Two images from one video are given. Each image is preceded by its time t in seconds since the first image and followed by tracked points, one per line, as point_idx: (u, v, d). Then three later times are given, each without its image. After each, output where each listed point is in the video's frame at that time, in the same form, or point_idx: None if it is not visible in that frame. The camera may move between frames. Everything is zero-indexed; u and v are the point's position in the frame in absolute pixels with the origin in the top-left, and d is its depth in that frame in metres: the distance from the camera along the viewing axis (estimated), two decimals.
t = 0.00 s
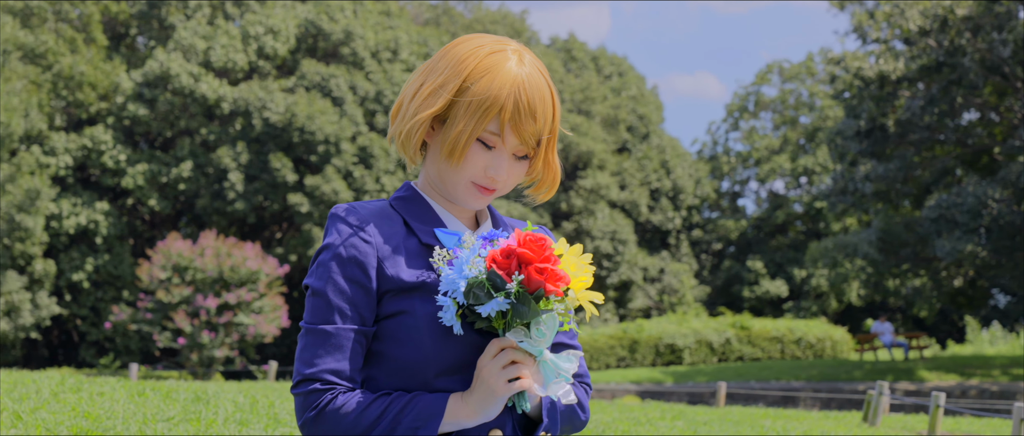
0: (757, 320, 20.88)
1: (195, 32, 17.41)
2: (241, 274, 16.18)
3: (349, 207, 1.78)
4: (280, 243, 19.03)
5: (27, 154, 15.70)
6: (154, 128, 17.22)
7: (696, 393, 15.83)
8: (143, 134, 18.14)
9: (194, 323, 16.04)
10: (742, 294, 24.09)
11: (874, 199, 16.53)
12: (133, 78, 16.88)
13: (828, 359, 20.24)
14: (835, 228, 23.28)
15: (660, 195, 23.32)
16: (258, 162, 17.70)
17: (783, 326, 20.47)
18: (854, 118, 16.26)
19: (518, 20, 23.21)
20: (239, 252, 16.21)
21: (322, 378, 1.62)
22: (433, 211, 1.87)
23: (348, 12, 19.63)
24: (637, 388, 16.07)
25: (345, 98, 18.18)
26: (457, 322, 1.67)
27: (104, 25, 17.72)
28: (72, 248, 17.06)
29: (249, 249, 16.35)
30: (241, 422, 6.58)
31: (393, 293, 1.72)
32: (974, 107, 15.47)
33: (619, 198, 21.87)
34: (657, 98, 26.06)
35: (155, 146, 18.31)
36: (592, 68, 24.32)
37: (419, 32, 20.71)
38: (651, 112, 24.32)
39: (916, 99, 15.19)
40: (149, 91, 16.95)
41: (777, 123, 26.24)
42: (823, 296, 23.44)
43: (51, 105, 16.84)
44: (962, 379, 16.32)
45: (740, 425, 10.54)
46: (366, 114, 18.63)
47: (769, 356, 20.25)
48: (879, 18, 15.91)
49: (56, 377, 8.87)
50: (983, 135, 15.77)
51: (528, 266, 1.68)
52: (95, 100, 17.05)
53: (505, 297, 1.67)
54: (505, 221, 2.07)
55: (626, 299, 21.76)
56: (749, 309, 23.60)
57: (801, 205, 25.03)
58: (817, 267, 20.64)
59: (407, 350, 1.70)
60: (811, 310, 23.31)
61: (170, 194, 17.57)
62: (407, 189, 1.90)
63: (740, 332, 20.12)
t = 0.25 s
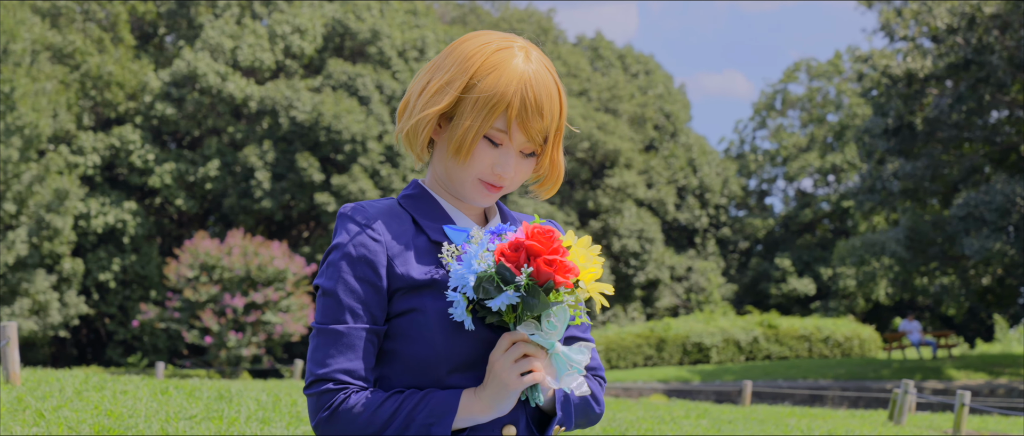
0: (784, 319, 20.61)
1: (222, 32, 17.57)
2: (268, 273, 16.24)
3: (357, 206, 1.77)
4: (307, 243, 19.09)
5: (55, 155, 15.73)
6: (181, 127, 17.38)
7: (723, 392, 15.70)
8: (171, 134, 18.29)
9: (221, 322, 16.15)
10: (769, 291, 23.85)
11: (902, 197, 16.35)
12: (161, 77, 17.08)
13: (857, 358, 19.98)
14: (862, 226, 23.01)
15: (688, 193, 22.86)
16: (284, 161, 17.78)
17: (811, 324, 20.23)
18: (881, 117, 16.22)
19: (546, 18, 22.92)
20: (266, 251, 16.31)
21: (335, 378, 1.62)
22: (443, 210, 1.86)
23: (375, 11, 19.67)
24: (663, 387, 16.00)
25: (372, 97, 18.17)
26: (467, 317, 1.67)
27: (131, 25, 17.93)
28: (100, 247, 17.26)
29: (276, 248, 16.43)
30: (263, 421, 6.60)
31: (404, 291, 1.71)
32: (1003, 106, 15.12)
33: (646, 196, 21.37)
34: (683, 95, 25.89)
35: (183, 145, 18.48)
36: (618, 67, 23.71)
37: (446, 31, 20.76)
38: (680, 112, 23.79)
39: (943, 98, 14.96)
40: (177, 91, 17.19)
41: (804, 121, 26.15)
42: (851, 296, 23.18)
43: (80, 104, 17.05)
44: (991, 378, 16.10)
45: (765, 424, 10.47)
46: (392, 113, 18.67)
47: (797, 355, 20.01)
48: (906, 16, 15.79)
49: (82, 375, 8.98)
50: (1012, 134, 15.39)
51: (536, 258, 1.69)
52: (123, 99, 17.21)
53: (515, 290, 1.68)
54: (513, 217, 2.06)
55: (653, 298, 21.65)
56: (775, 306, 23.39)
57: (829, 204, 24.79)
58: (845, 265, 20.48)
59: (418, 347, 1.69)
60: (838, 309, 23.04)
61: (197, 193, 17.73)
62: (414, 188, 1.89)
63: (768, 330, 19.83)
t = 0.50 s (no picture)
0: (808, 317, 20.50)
1: (245, 31, 17.64)
2: (291, 272, 16.27)
3: (364, 207, 1.77)
4: (329, 242, 19.14)
5: (78, 156, 15.82)
6: (204, 126, 17.48)
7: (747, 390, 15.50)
8: (193, 133, 18.41)
9: (244, 321, 16.19)
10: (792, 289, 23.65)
11: (925, 195, 16.20)
12: (184, 77, 17.17)
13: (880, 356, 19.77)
14: (885, 224, 22.79)
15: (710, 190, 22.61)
16: (307, 160, 17.84)
17: (835, 323, 20.00)
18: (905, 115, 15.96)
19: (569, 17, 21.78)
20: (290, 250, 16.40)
21: (342, 381, 1.62)
22: (449, 211, 1.85)
23: (397, 11, 19.67)
24: (686, 385, 15.90)
25: (394, 96, 18.25)
26: (474, 318, 1.68)
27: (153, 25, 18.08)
28: (123, 247, 17.41)
29: (298, 247, 16.52)
30: (281, 419, 6.62)
31: (410, 292, 1.71)
32: None
33: (668, 194, 21.07)
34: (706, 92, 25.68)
35: (206, 144, 18.59)
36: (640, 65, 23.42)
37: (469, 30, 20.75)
38: (702, 109, 23.42)
39: (967, 95, 14.79)
40: (200, 90, 17.26)
41: (827, 119, 25.92)
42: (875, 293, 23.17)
43: (104, 104, 17.23)
44: (1017, 377, 15.89)
45: (786, 422, 10.39)
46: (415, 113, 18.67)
47: (820, 354, 19.80)
48: (929, 13, 15.62)
49: (101, 374, 9.05)
50: None
51: (542, 259, 1.69)
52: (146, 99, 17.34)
53: (522, 291, 1.68)
54: (519, 214, 2.06)
55: (675, 297, 21.52)
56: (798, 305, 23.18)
57: (851, 202, 24.61)
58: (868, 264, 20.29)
59: (425, 349, 1.69)
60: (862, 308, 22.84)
61: (220, 192, 17.84)
62: (418, 187, 1.88)
63: (791, 329, 19.67)
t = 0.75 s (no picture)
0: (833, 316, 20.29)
1: (269, 31, 17.71)
2: (316, 271, 16.40)
3: (372, 209, 1.77)
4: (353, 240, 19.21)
5: (103, 156, 15.98)
6: (229, 126, 17.62)
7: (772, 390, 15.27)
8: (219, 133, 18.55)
9: (269, 320, 16.24)
10: (817, 289, 23.46)
11: (951, 194, 16.08)
12: (209, 77, 17.27)
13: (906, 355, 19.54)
14: (910, 223, 22.55)
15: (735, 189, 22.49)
16: (332, 159, 17.92)
17: (860, 322, 19.79)
18: (930, 114, 15.76)
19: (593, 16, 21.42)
20: (314, 249, 16.50)
21: (350, 385, 1.63)
22: (458, 212, 1.85)
23: (421, 10, 19.57)
24: (710, 384, 15.81)
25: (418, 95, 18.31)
26: (482, 322, 1.68)
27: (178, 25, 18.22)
28: (149, 246, 17.60)
29: (323, 246, 16.66)
30: (302, 418, 6.67)
31: (418, 296, 1.71)
32: None
33: (693, 192, 20.89)
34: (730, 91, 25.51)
35: (231, 143, 18.74)
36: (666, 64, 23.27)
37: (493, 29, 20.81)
38: (726, 108, 23.12)
39: (993, 94, 14.61)
40: (224, 90, 17.28)
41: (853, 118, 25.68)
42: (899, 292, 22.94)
43: (129, 104, 17.40)
44: None
45: (808, 421, 10.30)
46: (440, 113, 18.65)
47: (846, 353, 19.62)
48: (955, 11, 15.42)
49: (122, 373, 9.15)
50: None
51: (550, 265, 1.69)
52: (171, 98, 17.47)
53: (530, 296, 1.68)
54: (528, 212, 2.06)
55: (700, 296, 21.41)
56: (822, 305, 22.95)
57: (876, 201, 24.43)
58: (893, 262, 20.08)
59: (434, 352, 1.70)
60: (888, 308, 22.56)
61: (245, 191, 17.98)
62: (427, 188, 1.88)
63: (816, 328, 19.48)
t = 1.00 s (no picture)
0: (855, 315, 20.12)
1: (290, 31, 17.75)
2: (337, 271, 16.32)
3: (391, 208, 1.77)
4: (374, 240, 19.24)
5: (124, 156, 16.11)
6: (250, 126, 17.71)
7: (793, 390, 15.16)
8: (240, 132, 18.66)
9: (290, 320, 16.24)
10: (837, 290, 23.24)
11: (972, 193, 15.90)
12: (230, 76, 17.32)
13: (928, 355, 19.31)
14: (933, 221, 22.31)
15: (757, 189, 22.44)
16: (353, 159, 17.95)
17: (882, 321, 19.59)
18: (952, 113, 15.58)
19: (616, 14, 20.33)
20: (336, 249, 16.52)
21: (362, 385, 1.64)
22: (475, 212, 1.84)
23: (441, 10, 19.66)
24: (731, 384, 15.71)
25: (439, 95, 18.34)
26: (495, 329, 1.67)
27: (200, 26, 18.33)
28: (171, 246, 17.76)
29: (344, 246, 16.63)
30: (320, 417, 6.69)
31: (434, 299, 1.71)
32: None
33: (714, 191, 20.78)
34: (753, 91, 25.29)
35: (253, 143, 18.85)
36: (686, 63, 23.10)
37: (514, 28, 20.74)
38: (747, 107, 22.86)
39: (1016, 92, 14.43)
40: (246, 90, 17.40)
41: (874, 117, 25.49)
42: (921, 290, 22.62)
43: (151, 104, 17.53)
44: None
45: (828, 420, 10.21)
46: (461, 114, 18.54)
47: (868, 352, 19.47)
48: (977, 9, 15.23)
49: (141, 371, 9.26)
50: None
51: (565, 277, 1.67)
52: (193, 98, 17.59)
53: (544, 306, 1.67)
54: (543, 210, 2.06)
55: (721, 296, 21.28)
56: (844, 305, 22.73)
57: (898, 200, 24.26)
58: (913, 262, 19.90)
59: (446, 355, 1.70)
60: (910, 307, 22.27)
61: (267, 191, 18.06)
62: (445, 188, 1.88)
63: (837, 327, 19.33)
